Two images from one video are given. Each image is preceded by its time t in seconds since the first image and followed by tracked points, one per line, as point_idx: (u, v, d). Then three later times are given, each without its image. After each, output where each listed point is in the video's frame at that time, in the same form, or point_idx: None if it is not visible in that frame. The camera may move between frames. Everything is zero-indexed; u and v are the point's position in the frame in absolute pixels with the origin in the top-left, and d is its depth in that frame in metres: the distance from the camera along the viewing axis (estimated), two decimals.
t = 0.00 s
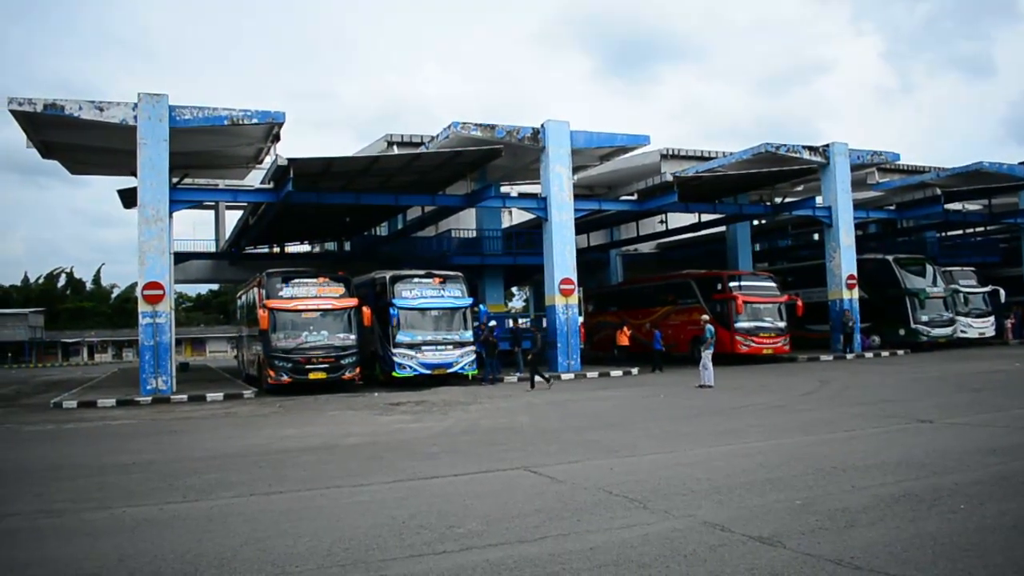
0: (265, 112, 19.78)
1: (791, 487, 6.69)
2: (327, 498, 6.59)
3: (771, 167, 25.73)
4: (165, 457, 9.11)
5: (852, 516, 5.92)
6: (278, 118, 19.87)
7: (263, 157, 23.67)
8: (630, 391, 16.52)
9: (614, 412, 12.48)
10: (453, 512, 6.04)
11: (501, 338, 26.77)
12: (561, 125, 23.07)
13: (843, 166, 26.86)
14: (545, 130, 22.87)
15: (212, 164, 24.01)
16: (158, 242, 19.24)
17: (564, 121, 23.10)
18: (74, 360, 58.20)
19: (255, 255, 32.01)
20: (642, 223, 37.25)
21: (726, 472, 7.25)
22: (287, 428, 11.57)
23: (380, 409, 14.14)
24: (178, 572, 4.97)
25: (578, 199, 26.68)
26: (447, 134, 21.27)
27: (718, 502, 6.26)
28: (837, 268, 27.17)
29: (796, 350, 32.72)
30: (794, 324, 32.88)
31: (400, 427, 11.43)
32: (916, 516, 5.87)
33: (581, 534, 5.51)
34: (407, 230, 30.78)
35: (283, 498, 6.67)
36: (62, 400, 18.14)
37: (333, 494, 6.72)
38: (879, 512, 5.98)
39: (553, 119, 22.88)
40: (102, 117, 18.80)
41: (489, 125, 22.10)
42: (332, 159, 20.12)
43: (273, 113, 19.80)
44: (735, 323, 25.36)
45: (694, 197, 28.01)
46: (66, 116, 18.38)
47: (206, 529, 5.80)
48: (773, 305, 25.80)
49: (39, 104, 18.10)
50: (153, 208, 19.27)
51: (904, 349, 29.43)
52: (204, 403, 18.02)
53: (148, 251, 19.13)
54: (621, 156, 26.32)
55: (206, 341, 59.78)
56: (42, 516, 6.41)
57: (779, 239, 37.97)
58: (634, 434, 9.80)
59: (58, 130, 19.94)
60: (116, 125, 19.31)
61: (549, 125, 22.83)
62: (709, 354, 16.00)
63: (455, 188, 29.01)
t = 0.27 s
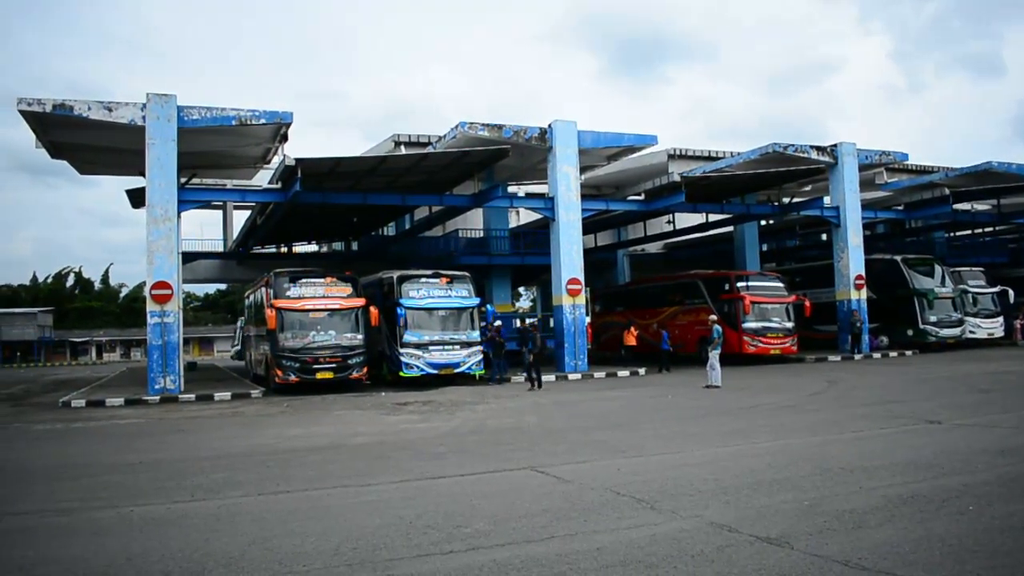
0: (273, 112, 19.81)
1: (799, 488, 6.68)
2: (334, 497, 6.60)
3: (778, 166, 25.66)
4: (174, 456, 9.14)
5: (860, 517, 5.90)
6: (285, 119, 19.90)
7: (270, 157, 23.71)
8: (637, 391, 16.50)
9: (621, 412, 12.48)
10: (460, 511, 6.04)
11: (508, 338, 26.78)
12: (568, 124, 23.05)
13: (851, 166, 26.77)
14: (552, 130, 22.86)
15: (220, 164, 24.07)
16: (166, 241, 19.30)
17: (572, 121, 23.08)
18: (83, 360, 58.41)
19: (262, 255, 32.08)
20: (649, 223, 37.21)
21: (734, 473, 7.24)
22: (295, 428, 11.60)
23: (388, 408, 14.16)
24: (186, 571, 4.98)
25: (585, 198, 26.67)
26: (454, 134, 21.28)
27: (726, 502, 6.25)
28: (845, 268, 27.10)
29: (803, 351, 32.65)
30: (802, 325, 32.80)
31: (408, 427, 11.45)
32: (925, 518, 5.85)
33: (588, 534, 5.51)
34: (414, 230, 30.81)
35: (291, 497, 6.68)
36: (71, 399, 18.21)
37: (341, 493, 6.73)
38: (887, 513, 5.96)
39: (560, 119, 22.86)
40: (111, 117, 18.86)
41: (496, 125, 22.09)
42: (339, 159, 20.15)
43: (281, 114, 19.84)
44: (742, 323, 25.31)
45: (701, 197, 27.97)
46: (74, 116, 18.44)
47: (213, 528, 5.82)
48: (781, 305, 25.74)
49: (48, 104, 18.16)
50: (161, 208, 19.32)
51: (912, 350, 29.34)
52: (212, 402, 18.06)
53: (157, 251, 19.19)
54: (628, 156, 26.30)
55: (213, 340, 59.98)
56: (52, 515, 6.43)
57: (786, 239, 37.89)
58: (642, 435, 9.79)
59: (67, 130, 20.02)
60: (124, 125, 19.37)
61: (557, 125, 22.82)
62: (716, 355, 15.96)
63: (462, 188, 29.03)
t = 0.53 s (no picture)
0: (281, 112, 19.86)
1: (808, 488, 6.65)
2: (343, 497, 6.61)
3: (787, 166, 25.57)
4: (184, 455, 9.16)
5: (869, 517, 5.88)
6: (293, 119, 19.95)
7: (279, 157, 23.76)
8: (645, 391, 16.47)
9: (630, 412, 12.46)
10: (468, 511, 6.05)
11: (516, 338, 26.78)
12: (576, 124, 23.02)
13: (860, 165, 26.67)
14: (560, 129, 22.84)
15: (229, 164, 24.12)
16: (175, 241, 19.36)
17: (580, 121, 23.06)
18: (92, 360, 58.65)
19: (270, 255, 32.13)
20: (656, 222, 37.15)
21: (742, 473, 7.23)
22: (304, 427, 11.62)
23: (396, 408, 14.18)
24: (195, 570, 5.00)
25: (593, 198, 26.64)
26: (462, 134, 21.28)
27: (734, 502, 6.23)
28: (854, 268, 27.00)
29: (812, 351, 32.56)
30: (811, 324, 32.72)
31: (416, 426, 11.45)
32: (935, 518, 5.83)
33: (596, 534, 5.50)
34: (422, 230, 30.83)
35: (300, 496, 6.70)
36: (81, 398, 18.29)
37: (350, 493, 6.74)
38: (896, 513, 5.94)
39: (568, 119, 22.84)
40: (120, 117, 18.93)
41: (504, 125, 22.07)
42: (347, 159, 20.18)
43: (289, 114, 19.88)
44: (751, 323, 25.25)
45: (709, 197, 27.91)
46: (84, 116, 18.52)
47: (222, 527, 5.83)
48: (789, 305, 25.67)
49: (58, 105, 18.25)
50: (170, 208, 19.39)
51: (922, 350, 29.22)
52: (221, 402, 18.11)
53: (166, 251, 19.25)
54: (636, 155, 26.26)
55: (222, 340, 60.16)
56: (62, 514, 6.46)
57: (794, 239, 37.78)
58: (650, 434, 9.78)
59: (76, 131, 20.10)
60: (133, 126, 19.45)
61: (564, 125, 22.79)
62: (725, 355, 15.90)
63: (470, 188, 29.03)
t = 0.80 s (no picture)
0: (290, 113, 19.90)
1: (818, 488, 6.63)
2: (353, 496, 6.63)
3: (796, 164, 25.48)
4: (195, 455, 9.19)
5: (879, 517, 5.86)
6: (302, 119, 19.99)
7: (288, 157, 23.81)
8: (655, 390, 16.43)
9: (639, 411, 12.43)
10: (477, 510, 6.05)
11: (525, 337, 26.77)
12: (584, 123, 23.00)
13: (870, 163, 26.56)
14: (568, 129, 22.82)
15: (238, 164, 24.19)
16: (185, 242, 19.43)
17: (588, 120, 23.03)
18: (103, 360, 58.88)
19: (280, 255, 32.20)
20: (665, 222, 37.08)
21: (753, 472, 7.21)
22: (314, 427, 11.64)
23: (406, 407, 14.19)
24: (206, 569, 5.01)
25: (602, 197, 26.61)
26: (471, 134, 21.29)
27: (744, 502, 6.22)
28: (864, 266, 26.90)
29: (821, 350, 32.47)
30: (820, 323, 32.62)
31: (425, 426, 11.46)
32: (946, 518, 5.80)
33: (605, 533, 5.50)
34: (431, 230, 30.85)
35: (309, 496, 6.72)
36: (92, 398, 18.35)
37: (359, 492, 6.76)
38: (906, 513, 5.92)
39: (576, 119, 22.82)
40: (130, 118, 19.01)
41: (513, 125, 22.07)
42: (356, 159, 20.21)
43: (298, 114, 19.92)
44: (761, 322, 25.20)
45: (718, 196, 27.84)
46: (94, 117, 18.60)
47: (232, 527, 5.85)
48: (798, 304, 25.60)
49: (68, 106, 18.34)
50: (180, 208, 19.45)
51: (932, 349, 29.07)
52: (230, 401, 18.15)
53: (175, 251, 19.32)
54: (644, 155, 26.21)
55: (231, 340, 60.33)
56: (73, 513, 6.50)
57: (802, 238, 37.66)
58: (659, 434, 9.76)
59: (87, 132, 20.19)
60: (143, 127, 19.53)
61: (573, 125, 22.77)
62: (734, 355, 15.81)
63: (479, 187, 29.03)
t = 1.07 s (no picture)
0: (296, 113, 19.92)
1: (825, 488, 6.61)
2: (359, 495, 6.63)
3: (802, 164, 25.43)
4: (202, 454, 9.21)
5: (887, 517, 5.84)
6: (308, 119, 20.01)
7: (294, 157, 23.84)
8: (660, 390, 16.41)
9: (645, 411, 12.41)
10: (483, 509, 6.05)
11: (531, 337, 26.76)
12: (590, 123, 22.99)
13: (876, 162, 26.49)
14: (574, 128, 22.81)
15: (244, 164, 24.23)
16: (191, 241, 19.47)
17: (594, 120, 23.02)
18: (110, 359, 59.04)
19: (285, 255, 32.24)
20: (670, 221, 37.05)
21: (760, 472, 7.19)
22: (320, 427, 11.64)
23: (411, 407, 14.18)
24: (213, 568, 5.02)
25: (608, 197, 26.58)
26: (476, 134, 21.29)
27: (751, 502, 6.20)
28: (870, 266, 26.83)
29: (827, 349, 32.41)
30: (826, 323, 32.56)
31: (432, 425, 11.46)
32: (954, 518, 5.78)
33: (612, 533, 5.49)
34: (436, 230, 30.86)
35: (315, 495, 6.72)
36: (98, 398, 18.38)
37: (366, 492, 6.76)
38: (914, 513, 5.89)
39: (582, 118, 22.81)
40: (136, 118, 19.05)
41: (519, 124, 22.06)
42: (361, 159, 20.23)
43: (304, 114, 19.95)
44: (767, 321, 25.15)
45: (724, 195, 27.79)
46: (100, 118, 18.65)
47: (238, 526, 5.86)
48: (805, 303, 25.55)
49: (75, 106, 18.39)
50: (186, 208, 19.49)
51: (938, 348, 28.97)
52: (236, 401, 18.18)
53: (182, 251, 19.36)
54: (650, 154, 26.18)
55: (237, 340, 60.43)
56: (80, 512, 6.51)
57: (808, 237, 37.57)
58: (666, 434, 9.74)
59: (94, 132, 20.25)
60: (149, 127, 19.58)
61: (579, 124, 22.76)
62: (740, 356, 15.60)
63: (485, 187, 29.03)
